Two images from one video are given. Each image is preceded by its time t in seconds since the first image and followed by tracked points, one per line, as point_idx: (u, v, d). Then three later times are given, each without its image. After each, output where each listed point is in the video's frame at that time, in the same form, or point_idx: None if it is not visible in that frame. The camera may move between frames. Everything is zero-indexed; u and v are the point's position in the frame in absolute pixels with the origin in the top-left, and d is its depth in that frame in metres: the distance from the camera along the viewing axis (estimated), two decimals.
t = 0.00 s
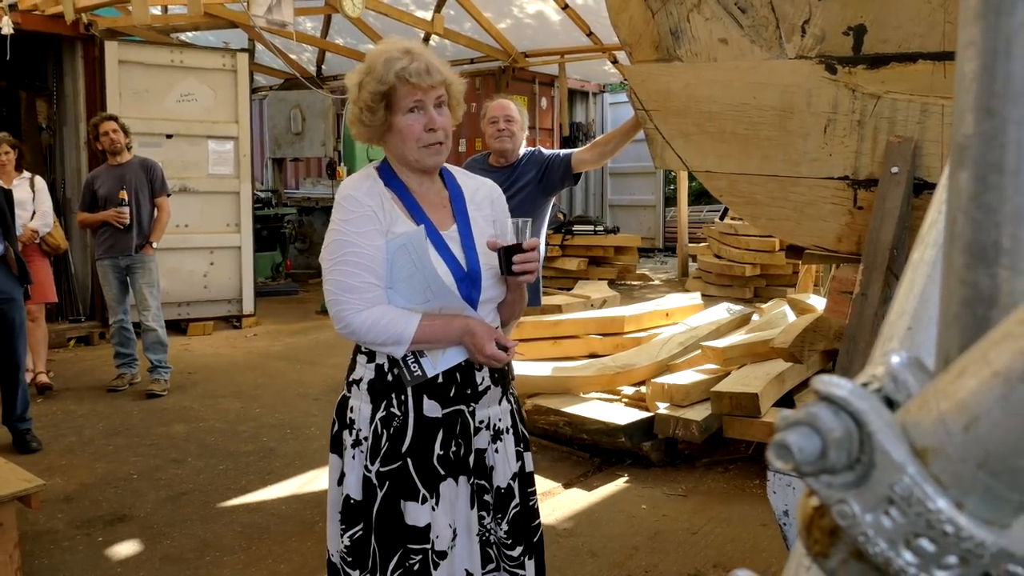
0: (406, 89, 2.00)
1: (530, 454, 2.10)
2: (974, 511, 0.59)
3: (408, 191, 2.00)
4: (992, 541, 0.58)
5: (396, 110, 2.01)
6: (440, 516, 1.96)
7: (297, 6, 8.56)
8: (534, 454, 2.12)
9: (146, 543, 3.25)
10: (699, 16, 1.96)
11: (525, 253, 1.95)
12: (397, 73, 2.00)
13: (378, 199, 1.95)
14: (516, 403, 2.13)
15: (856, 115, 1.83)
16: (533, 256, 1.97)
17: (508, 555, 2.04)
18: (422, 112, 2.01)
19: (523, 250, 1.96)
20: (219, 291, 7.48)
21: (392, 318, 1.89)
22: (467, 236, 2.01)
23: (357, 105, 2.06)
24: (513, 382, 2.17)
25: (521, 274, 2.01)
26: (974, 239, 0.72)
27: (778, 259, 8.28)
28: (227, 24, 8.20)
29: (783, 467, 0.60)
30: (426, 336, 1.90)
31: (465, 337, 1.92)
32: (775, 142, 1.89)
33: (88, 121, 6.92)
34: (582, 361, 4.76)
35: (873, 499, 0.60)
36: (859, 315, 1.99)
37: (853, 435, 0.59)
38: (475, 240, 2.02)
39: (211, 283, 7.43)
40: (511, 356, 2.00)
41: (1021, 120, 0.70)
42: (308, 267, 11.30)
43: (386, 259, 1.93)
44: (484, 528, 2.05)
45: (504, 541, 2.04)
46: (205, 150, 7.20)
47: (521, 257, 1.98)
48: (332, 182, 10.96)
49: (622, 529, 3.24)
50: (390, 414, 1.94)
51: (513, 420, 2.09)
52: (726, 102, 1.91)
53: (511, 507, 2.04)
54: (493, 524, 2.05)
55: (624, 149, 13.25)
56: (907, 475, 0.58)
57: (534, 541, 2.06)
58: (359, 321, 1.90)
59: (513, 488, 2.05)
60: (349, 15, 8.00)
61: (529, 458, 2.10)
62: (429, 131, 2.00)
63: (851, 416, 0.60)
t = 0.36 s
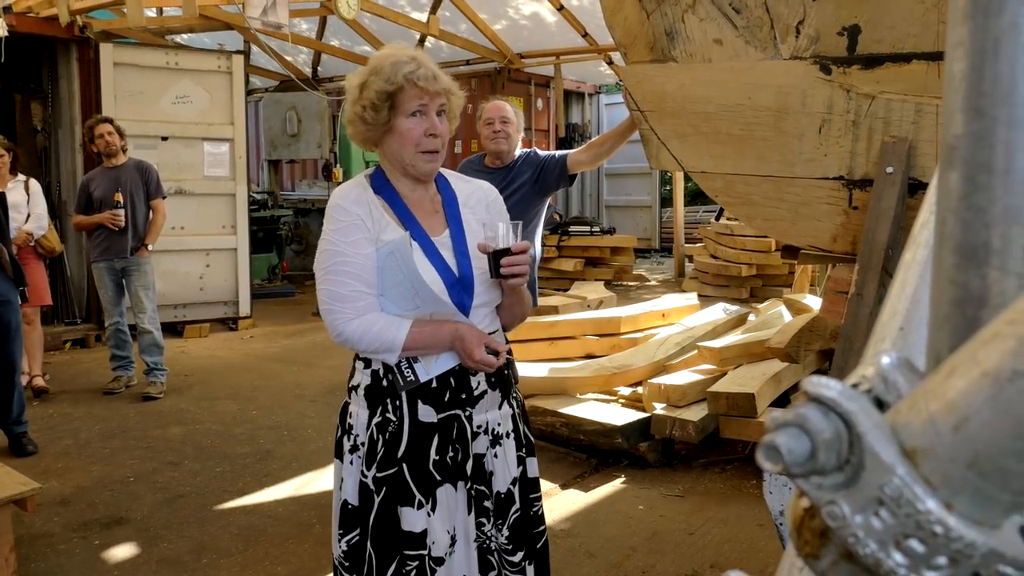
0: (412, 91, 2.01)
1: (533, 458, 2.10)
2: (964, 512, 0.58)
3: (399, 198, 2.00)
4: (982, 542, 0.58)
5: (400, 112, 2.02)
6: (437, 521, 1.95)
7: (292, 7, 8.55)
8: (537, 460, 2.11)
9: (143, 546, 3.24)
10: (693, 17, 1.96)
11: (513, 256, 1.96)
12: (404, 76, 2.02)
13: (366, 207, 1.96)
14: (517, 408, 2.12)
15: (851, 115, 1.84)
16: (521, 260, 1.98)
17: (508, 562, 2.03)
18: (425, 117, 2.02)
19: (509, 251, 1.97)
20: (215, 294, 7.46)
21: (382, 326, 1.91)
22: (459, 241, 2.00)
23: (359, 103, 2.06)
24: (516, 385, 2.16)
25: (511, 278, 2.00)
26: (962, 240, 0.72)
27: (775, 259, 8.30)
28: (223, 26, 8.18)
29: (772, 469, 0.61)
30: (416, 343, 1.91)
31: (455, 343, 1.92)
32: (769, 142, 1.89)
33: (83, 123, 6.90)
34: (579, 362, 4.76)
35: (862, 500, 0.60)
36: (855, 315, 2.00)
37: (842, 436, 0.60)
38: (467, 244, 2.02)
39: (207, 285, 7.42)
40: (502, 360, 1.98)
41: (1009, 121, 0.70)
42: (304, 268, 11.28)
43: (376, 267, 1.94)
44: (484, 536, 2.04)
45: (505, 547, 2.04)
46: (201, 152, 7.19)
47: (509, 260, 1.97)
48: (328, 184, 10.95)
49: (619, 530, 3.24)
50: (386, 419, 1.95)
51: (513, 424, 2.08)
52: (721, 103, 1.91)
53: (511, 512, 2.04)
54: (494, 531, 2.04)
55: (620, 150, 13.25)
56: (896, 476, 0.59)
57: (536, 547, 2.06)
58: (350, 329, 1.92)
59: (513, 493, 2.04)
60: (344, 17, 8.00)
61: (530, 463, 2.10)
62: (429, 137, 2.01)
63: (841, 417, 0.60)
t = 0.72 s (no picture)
0: (414, 103, 2.03)
1: (541, 470, 2.09)
2: (958, 517, 0.58)
3: (402, 213, 2.01)
4: (976, 547, 0.58)
5: (401, 124, 2.03)
6: (452, 536, 1.94)
7: (291, 8, 8.54)
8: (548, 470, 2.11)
9: (139, 546, 3.23)
10: (692, 19, 1.97)
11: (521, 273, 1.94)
12: (405, 88, 2.04)
13: (369, 224, 1.97)
14: (526, 419, 2.12)
15: (850, 117, 1.84)
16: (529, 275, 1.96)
17: None
18: (426, 129, 2.03)
19: (515, 269, 1.94)
20: (213, 294, 7.46)
21: (388, 342, 1.90)
22: (463, 255, 2.01)
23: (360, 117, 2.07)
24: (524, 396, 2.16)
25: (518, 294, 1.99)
26: (958, 245, 0.72)
27: (773, 261, 8.31)
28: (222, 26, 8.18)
29: (767, 471, 0.60)
30: (423, 358, 1.90)
31: (461, 358, 1.92)
32: (768, 144, 1.89)
33: (81, 122, 6.90)
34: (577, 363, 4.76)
35: (857, 504, 0.60)
36: (852, 318, 1.98)
37: (837, 441, 0.60)
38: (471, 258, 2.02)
39: (205, 286, 7.41)
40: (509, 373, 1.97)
41: (1005, 127, 0.70)
42: (302, 269, 11.26)
43: (381, 283, 1.95)
44: (505, 553, 2.03)
45: (526, 561, 2.03)
46: (199, 152, 7.19)
47: (518, 278, 1.94)
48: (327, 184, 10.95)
49: (617, 531, 3.24)
50: (396, 435, 1.95)
51: (524, 435, 2.08)
52: (719, 104, 1.91)
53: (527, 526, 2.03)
54: (513, 548, 2.03)
55: (619, 151, 13.26)
56: (891, 481, 0.59)
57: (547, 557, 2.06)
58: (356, 347, 1.92)
59: (527, 505, 2.04)
60: (343, 17, 8.01)
61: (541, 474, 2.10)
62: (431, 148, 2.02)
63: (836, 421, 0.60)
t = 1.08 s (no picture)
0: (428, 84, 2.05)
1: (538, 464, 2.09)
2: (953, 521, 0.59)
3: (418, 189, 2.02)
4: (970, 551, 0.58)
5: (415, 105, 2.05)
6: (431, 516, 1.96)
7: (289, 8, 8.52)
8: (540, 464, 2.10)
9: (133, 547, 3.23)
10: (689, 22, 1.95)
11: (528, 259, 1.95)
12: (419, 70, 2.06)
13: (383, 194, 1.98)
14: (519, 411, 2.12)
15: (846, 122, 1.84)
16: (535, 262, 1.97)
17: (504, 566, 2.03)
18: (439, 109, 2.04)
19: (522, 254, 1.96)
20: (209, 294, 7.45)
21: (388, 312, 1.91)
22: (474, 234, 2.01)
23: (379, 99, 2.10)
24: (521, 389, 2.15)
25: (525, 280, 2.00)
26: (954, 249, 0.73)
27: (768, 264, 8.34)
28: (219, 26, 8.17)
29: (763, 476, 0.61)
30: (422, 330, 1.91)
31: (460, 333, 1.92)
32: (764, 148, 1.89)
33: (77, 121, 6.88)
34: (573, 365, 4.76)
35: (851, 508, 0.60)
36: (847, 320, 1.98)
37: (833, 444, 0.60)
38: (481, 238, 2.02)
39: (201, 285, 7.40)
40: (506, 353, 1.98)
41: (1001, 132, 0.71)
42: (298, 270, 11.24)
43: (388, 253, 1.95)
44: (480, 536, 2.04)
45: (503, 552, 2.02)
46: (196, 152, 7.18)
47: (523, 261, 1.96)
48: (323, 185, 10.94)
49: (612, 533, 3.25)
50: (386, 412, 1.96)
51: (516, 428, 2.07)
52: (717, 108, 1.91)
53: (509, 517, 2.03)
54: (492, 534, 2.03)
55: (616, 154, 13.28)
56: (885, 485, 0.59)
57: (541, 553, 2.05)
58: (356, 314, 1.92)
59: (512, 497, 2.04)
60: (340, 18, 8.03)
61: (532, 468, 2.09)
62: (444, 128, 2.02)
63: (830, 425, 0.60)
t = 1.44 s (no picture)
0: (418, 88, 2.07)
1: (527, 478, 2.10)
2: (955, 525, 0.59)
3: (423, 189, 2.04)
4: (972, 555, 0.58)
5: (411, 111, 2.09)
6: (392, 515, 1.98)
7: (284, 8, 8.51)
8: (533, 479, 2.12)
9: (127, 548, 3.21)
10: (685, 24, 1.95)
11: (498, 287, 1.91)
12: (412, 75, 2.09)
13: (383, 190, 2.02)
14: (506, 421, 2.08)
15: (841, 123, 1.86)
16: (510, 292, 1.93)
17: (464, 571, 2.04)
18: (429, 112, 2.05)
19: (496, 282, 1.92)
20: (203, 294, 7.43)
21: (364, 304, 1.96)
22: (470, 240, 2.01)
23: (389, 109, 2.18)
24: (511, 398, 2.12)
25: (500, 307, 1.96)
26: (955, 252, 0.72)
27: (763, 266, 8.36)
28: (213, 26, 8.15)
29: (764, 480, 0.60)
30: (392, 327, 1.94)
31: (425, 336, 1.92)
32: (759, 149, 1.90)
33: (71, 121, 6.86)
34: (568, 366, 4.76)
35: (853, 512, 0.60)
36: (842, 322, 1.98)
37: (834, 448, 0.60)
38: (476, 245, 2.01)
39: (195, 286, 7.38)
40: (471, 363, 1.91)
41: (1002, 135, 0.71)
42: (293, 270, 11.22)
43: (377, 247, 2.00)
44: (447, 541, 2.04)
45: (465, 557, 2.04)
46: (190, 152, 7.16)
47: (496, 290, 1.92)
48: (318, 185, 10.92)
49: (608, 534, 3.25)
50: (359, 405, 1.99)
51: (495, 437, 2.05)
52: (712, 109, 1.92)
53: (474, 525, 2.03)
54: (456, 538, 2.04)
55: (611, 155, 13.28)
56: (887, 488, 0.59)
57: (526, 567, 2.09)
58: (337, 302, 1.99)
59: (479, 506, 2.04)
60: (336, 18, 8.04)
61: (518, 480, 2.10)
62: (433, 131, 2.03)
63: (833, 429, 0.60)
